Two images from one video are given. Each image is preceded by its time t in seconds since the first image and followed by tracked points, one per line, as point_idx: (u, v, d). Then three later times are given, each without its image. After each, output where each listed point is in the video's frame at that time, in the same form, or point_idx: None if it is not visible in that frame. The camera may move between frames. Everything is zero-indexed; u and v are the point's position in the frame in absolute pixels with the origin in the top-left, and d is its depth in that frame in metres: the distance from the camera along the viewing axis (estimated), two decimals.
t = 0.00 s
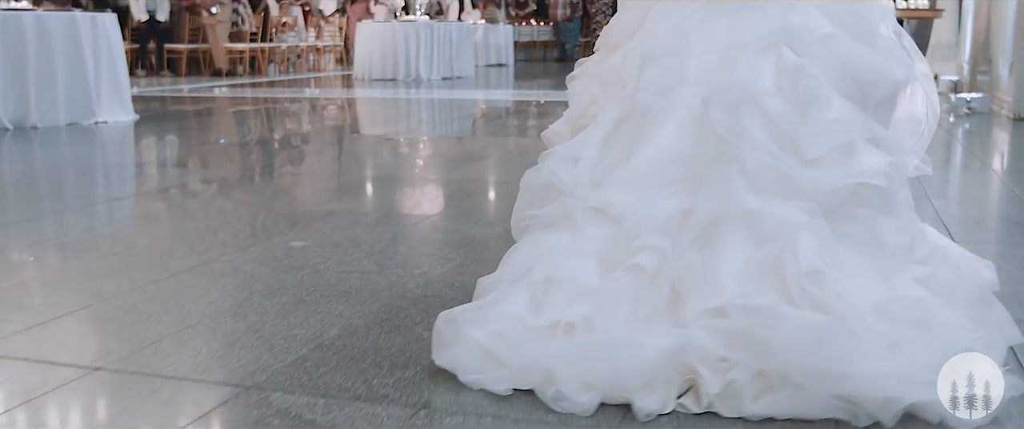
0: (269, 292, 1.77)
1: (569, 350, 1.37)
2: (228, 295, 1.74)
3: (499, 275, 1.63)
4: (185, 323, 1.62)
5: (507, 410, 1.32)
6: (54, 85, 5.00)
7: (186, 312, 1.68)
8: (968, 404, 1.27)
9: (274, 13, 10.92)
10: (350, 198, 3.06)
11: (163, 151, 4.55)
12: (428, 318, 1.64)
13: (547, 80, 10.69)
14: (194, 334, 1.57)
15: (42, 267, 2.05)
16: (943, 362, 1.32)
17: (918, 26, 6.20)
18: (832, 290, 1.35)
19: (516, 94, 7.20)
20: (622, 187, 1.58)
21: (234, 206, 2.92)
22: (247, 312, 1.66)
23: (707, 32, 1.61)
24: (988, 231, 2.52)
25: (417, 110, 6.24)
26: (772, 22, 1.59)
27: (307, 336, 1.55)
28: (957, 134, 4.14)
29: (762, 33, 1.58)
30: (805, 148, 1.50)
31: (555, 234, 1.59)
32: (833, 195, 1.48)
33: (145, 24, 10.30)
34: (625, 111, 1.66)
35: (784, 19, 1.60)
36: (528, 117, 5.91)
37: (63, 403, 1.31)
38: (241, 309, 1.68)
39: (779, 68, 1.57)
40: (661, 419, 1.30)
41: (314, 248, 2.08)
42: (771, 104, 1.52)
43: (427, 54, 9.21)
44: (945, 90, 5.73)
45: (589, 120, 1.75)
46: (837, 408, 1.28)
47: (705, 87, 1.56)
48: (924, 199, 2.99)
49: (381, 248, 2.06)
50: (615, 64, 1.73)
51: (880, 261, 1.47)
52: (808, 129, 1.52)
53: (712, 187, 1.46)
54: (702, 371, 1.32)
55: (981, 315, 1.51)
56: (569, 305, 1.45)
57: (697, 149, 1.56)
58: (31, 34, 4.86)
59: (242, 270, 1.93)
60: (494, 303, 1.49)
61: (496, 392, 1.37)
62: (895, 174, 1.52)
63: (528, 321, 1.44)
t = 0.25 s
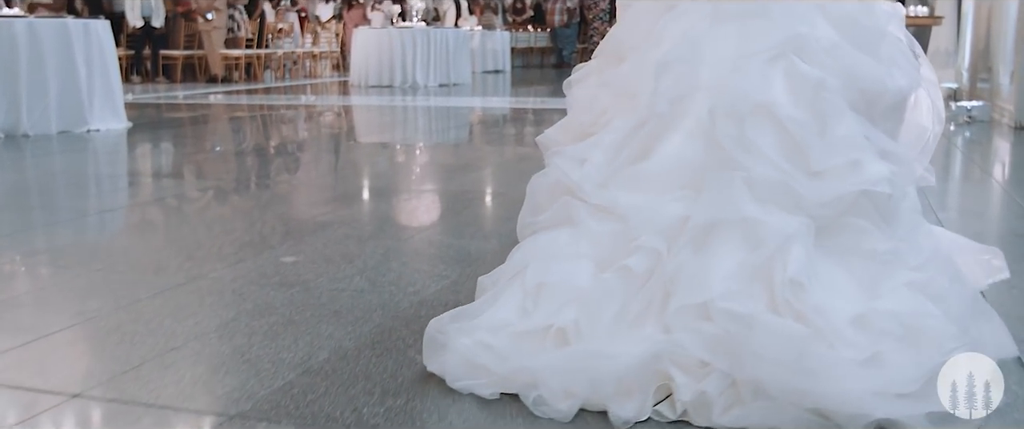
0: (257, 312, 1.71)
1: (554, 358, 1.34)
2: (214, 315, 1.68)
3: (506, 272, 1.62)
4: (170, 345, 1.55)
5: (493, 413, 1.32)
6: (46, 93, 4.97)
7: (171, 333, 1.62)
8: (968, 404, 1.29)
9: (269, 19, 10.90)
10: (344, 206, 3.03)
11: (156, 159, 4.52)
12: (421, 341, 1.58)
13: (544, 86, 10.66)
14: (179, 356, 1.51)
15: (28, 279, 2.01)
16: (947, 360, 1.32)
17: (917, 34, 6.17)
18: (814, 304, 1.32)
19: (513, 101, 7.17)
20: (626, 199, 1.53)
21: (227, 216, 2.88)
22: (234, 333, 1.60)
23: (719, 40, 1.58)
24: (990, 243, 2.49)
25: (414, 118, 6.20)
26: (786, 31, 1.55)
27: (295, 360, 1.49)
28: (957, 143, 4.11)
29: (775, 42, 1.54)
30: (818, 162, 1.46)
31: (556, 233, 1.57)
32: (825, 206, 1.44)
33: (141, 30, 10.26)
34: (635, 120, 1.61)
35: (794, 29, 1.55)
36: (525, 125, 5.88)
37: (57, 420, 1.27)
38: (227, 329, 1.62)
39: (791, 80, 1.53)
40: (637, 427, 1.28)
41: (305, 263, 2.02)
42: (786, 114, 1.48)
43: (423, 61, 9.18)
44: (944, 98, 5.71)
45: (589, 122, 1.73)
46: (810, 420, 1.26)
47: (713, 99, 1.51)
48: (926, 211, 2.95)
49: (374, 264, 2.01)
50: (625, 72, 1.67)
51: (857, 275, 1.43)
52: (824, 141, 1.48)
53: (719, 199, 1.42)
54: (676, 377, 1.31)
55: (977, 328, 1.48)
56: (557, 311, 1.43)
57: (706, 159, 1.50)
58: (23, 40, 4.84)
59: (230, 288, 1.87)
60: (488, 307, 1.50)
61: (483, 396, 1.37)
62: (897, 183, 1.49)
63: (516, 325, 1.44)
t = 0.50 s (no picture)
0: (246, 334, 1.65)
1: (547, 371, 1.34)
2: (201, 338, 1.62)
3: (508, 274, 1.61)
4: (153, 370, 1.49)
5: (485, 421, 1.34)
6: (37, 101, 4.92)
7: (156, 356, 1.55)
8: (967, 403, 1.31)
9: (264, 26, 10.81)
10: (338, 217, 2.99)
11: (149, 169, 4.47)
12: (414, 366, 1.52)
13: (540, 94, 10.63)
14: (163, 382, 1.44)
15: (14, 293, 1.96)
16: (947, 359, 1.33)
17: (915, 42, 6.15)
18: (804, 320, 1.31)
19: (510, 110, 7.14)
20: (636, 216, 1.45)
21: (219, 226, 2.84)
22: (220, 357, 1.54)
23: (731, 51, 1.51)
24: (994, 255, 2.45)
25: (409, 127, 6.17)
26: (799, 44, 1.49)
27: (283, 387, 1.42)
28: (957, 153, 4.08)
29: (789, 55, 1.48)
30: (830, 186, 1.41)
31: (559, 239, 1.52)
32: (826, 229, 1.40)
33: (134, 37, 10.19)
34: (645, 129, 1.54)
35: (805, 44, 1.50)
36: (522, 134, 5.84)
37: None
38: (212, 352, 1.56)
39: (802, 97, 1.47)
40: None
41: (296, 282, 1.97)
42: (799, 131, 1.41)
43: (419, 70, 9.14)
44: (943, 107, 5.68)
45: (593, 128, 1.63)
46: None
47: (721, 118, 1.44)
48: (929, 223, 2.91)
49: (367, 282, 1.96)
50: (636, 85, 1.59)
51: (853, 301, 1.39)
52: (841, 161, 1.43)
53: (721, 222, 1.38)
54: (669, 386, 1.31)
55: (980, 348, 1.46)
56: (552, 319, 1.43)
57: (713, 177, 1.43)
58: (13, 48, 4.78)
59: (218, 307, 1.81)
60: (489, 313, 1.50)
61: (477, 403, 1.39)
62: (899, 204, 1.46)
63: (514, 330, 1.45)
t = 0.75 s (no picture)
0: (237, 356, 1.59)
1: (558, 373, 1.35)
2: (191, 360, 1.56)
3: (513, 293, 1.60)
4: (141, 395, 1.43)
5: None
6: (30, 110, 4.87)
7: (143, 379, 1.50)
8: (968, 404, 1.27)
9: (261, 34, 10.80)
10: (333, 228, 2.95)
11: (143, 178, 4.43)
12: (412, 391, 1.47)
13: (538, 102, 10.61)
14: (151, 408, 1.39)
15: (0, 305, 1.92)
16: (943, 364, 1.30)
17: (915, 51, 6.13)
18: (813, 340, 1.32)
19: (507, 118, 7.11)
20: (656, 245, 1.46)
21: (213, 236, 2.80)
22: (211, 380, 1.48)
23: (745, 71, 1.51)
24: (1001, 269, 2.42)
25: (407, 136, 6.13)
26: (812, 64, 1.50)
27: (276, 413, 1.37)
28: (958, 163, 4.05)
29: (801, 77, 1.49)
30: (842, 215, 1.42)
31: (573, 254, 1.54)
32: (837, 258, 1.41)
33: (131, 45, 10.16)
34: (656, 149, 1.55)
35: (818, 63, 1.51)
36: (519, 143, 5.81)
37: None
38: (202, 375, 1.50)
39: (814, 121, 1.48)
40: None
41: (290, 300, 1.92)
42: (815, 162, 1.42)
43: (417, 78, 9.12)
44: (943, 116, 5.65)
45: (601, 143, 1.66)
46: None
47: (732, 146, 1.45)
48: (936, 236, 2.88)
49: (362, 301, 1.91)
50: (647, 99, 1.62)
51: (866, 326, 1.39)
52: (855, 194, 1.45)
53: (733, 247, 1.40)
54: (686, 399, 1.28)
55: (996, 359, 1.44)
56: (556, 337, 1.44)
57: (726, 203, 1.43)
58: (5, 56, 4.74)
59: (209, 326, 1.76)
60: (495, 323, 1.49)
61: (485, 414, 1.38)
62: (911, 234, 1.48)
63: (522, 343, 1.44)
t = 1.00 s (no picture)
0: (232, 378, 1.56)
1: (572, 381, 1.38)
2: (183, 383, 1.52)
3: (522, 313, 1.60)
4: (131, 420, 1.39)
5: None
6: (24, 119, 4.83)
7: (135, 402, 1.46)
8: (969, 403, 1.33)
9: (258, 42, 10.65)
10: (331, 238, 2.91)
11: (140, 187, 4.39)
12: (413, 414, 1.43)
13: (537, 111, 10.57)
14: None
15: None
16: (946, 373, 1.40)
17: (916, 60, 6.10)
18: (832, 364, 1.42)
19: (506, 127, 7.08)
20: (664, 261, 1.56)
21: (209, 246, 2.76)
22: (205, 404, 1.45)
23: (760, 86, 1.68)
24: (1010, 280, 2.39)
25: (405, 145, 6.10)
26: (824, 83, 1.67)
27: None
28: (961, 172, 4.02)
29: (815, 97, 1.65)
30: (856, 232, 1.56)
31: (588, 274, 1.58)
32: (854, 280, 1.53)
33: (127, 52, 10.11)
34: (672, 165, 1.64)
35: (833, 79, 1.68)
36: (518, 153, 5.77)
37: None
38: (194, 400, 1.46)
39: (828, 140, 1.64)
40: None
41: (287, 317, 1.88)
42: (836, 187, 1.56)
43: (414, 86, 9.08)
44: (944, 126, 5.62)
45: (614, 149, 1.75)
46: None
47: (753, 164, 1.58)
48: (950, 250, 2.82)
49: (361, 318, 1.87)
50: (658, 111, 1.73)
51: (887, 346, 1.49)
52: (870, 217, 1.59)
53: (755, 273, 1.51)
54: (718, 416, 1.32)
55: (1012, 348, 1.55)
56: (576, 355, 1.44)
57: (749, 224, 1.55)
58: None
59: (202, 344, 1.72)
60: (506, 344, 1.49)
61: None
62: (931, 255, 1.63)
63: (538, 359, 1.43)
